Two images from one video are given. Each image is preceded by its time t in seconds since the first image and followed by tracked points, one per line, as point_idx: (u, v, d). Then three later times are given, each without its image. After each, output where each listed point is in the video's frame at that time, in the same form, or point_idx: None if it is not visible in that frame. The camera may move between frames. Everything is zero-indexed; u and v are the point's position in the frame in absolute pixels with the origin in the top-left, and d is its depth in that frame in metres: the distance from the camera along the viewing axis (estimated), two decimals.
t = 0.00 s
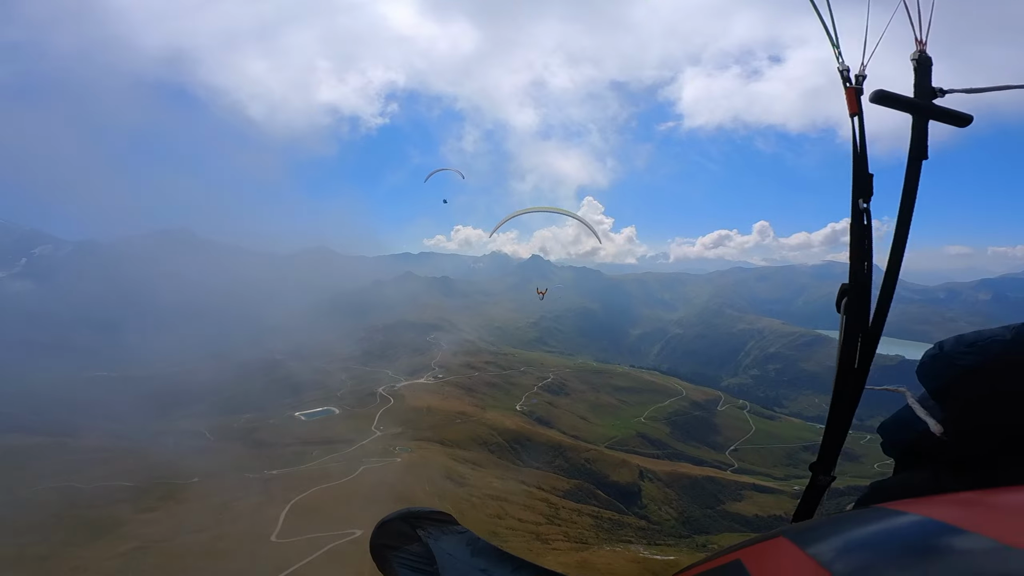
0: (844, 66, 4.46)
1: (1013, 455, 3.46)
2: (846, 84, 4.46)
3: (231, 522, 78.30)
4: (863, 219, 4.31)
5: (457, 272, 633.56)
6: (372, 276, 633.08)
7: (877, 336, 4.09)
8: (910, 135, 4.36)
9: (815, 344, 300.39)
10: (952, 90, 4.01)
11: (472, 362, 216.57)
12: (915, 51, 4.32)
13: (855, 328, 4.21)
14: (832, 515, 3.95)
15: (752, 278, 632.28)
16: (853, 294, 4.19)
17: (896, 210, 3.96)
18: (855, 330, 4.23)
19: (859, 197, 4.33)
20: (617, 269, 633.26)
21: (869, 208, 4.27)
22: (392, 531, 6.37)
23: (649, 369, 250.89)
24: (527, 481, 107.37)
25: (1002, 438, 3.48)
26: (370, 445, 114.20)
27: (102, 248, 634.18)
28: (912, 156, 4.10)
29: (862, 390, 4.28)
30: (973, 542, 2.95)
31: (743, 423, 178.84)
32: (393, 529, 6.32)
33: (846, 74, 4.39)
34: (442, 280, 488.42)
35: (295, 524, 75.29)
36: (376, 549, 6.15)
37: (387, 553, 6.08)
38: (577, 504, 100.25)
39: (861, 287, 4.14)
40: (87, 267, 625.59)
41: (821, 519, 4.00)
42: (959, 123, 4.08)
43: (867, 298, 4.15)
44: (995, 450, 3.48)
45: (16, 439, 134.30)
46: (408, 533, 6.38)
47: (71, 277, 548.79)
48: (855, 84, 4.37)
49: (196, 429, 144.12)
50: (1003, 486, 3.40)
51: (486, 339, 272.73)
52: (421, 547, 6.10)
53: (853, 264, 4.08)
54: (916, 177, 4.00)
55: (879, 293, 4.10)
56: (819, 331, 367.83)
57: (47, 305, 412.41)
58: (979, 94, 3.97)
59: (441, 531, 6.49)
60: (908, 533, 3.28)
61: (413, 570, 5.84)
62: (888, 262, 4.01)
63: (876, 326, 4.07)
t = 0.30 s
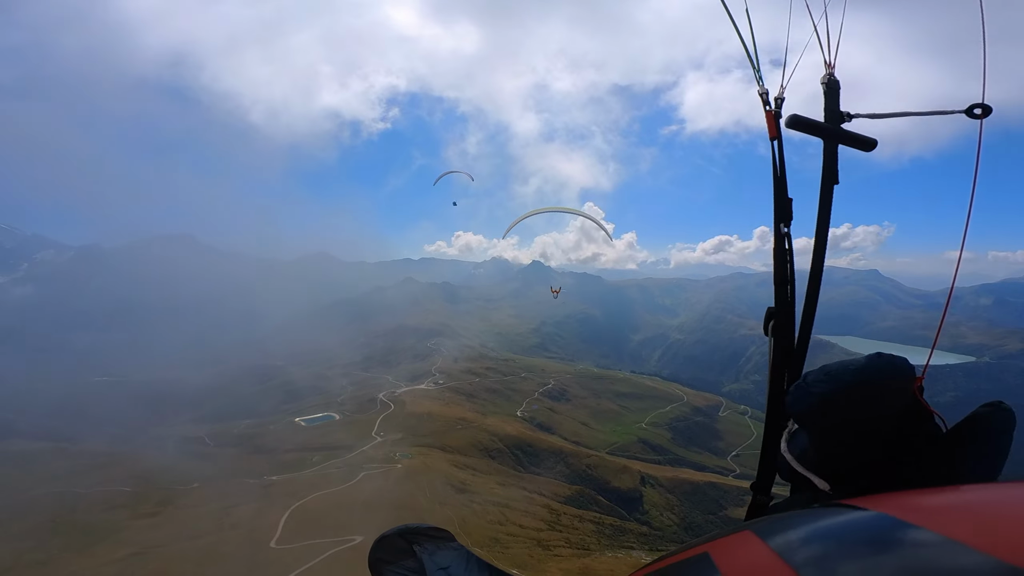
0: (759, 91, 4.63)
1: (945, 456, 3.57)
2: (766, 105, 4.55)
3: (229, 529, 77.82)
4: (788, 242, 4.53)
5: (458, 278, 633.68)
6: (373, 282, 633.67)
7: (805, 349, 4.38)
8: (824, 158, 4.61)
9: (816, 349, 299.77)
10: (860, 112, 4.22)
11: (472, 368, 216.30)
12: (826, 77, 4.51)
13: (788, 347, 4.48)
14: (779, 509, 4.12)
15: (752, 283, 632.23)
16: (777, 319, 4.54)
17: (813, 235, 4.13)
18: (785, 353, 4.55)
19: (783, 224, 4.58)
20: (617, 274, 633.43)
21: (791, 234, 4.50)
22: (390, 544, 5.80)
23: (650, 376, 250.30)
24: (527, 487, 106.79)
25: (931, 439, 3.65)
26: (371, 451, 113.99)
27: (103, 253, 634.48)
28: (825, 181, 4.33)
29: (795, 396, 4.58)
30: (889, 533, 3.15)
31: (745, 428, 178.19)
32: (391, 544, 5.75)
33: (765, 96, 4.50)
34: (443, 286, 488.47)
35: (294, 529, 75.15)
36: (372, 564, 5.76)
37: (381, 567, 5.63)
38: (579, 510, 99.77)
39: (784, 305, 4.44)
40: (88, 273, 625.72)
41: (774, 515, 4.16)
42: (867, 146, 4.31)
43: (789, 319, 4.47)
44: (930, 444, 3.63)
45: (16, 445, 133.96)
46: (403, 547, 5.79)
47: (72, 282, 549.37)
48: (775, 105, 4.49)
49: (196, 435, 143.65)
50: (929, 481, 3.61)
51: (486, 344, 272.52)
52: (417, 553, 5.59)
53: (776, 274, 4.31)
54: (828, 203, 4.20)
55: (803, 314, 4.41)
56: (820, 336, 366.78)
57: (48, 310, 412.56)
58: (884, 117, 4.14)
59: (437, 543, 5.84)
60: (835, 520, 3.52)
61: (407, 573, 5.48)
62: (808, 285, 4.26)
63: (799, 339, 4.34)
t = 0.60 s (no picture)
0: (715, 99, 4.78)
1: (890, 458, 3.94)
2: (720, 121, 4.80)
3: (225, 535, 77.10)
4: (744, 252, 4.84)
5: (456, 283, 634.13)
6: (372, 287, 632.78)
7: (763, 364, 4.71)
8: (780, 167, 4.83)
9: (814, 355, 299.91)
10: (810, 123, 4.40)
11: (470, 373, 215.76)
12: (776, 86, 4.73)
13: (745, 355, 4.90)
14: (751, 515, 4.37)
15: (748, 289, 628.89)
16: (735, 339, 4.94)
17: (770, 248, 4.32)
18: (740, 360, 4.98)
19: (740, 232, 4.88)
20: (615, 280, 633.64)
21: (746, 246, 4.80)
22: None
23: (648, 381, 250.27)
24: (527, 493, 106.34)
25: (881, 445, 3.95)
26: (368, 457, 113.48)
27: (99, 258, 632.68)
28: (778, 197, 4.57)
29: (759, 402, 4.90)
30: (850, 536, 3.32)
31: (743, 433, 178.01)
32: None
33: (718, 110, 4.71)
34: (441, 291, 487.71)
35: (291, 534, 74.74)
36: None
37: None
38: (578, 516, 99.17)
39: (745, 318, 4.75)
40: (84, 278, 623.51)
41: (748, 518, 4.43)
42: (818, 158, 4.54)
43: (753, 330, 4.68)
44: (881, 445, 3.98)
45: (10, 450, 132.93)
46: None
47: (69, 286, 548.10)
48: (730, 115, 4.66)
49: (192, 440, 142.83)
50: (883, 482, 3.93)
51: (485, 350, 272.09)
52: None
53: (737, 290, 4.49)
54: (783, 220, 4.38)
55: (764, 322, 4.65)
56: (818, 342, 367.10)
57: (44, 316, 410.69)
58: (836, 126, 4.27)
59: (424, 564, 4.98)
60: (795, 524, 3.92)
61: None
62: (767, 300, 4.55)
63: (762, 350, 4.59)
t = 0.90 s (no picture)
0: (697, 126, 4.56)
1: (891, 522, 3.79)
2: (702, 145, 4.60)
3: (216, 539, 76.02)
4: (735, 289, 4.60)
5: (450, 286, 632.94)
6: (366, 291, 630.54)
7: (748, 413, 4.46)
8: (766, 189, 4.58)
9: (807, 357, 301.18)
10: (801, 150, 4.07)
11: (465, 377, 214.99)
12: (765, 98, 4.42)
13: (734, 394, 4.55)
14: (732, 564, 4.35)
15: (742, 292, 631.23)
16: (720, 383, 4.56)
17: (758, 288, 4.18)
18: (724, 406, 4.63)
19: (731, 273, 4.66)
20: (609, 283, 633.95)
21: (731, 284, 4.56)
22: None
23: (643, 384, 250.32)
24: (522, 496, 105.61)
25: (883, 507, 3.82)
26: (361, 462, 112.28)
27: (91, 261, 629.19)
28: (770, 233, 4.31)
29: (752, 452, 4.54)
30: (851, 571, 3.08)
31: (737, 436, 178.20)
32: None
33: (700, 135, 4.44)
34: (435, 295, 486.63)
35: (283, 539, 73.77)
36: None
37: None
38: (573, 520, 98.53)
39: (732, 360, 4.47)
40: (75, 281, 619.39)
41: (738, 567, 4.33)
42: (816, 188, 4.20)
43: (743, 376, 4.42)
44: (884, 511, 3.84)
45: None
46: None
47: (60, 287, 543.52)
48: (715, 146, 4.48)
49: (182, 444, 141.06)
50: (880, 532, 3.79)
51: (479, 354, 271.19)
52: None
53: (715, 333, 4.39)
54: (778, 245, 4.19)
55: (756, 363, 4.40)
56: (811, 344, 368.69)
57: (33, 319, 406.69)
58: (831, 157, 4.01)
59: None
60: None
61: None
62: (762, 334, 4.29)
63: (757, 397, 4.25)
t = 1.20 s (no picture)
0: (655, 149, 5.77)
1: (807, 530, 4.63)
2: (658, 167, 5.64)
3: (202, 543, 74.76)
4: (686, 307, 5.50)
5: (439, 288, 630.82)
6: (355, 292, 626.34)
7: (697, 425, 5.27)
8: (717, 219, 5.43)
9: (795, 357, 303.63)
10: (742, 169, 5.05)
11: (455, 378, 213.77)
12: (713, 124, 5.37)
13: (682, 406, 5.40)
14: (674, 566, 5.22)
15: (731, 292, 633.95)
16: (671, 409, 5.43)
17: (702, 303, 5.09)
18: (674, 427, 5.49)
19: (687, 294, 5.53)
20: (599, 284, 633.70)
21: (683, 306, 5.45)
22: None
23: (633, 385, 250.89)
24: (513, 497, 105.17)
25: (789, 524, 4.66)
26: (351, 463, 111.34)
27: (73, 262, 618.24)
28: (714, 257, 5.17)
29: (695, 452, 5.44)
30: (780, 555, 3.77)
31: (726, 436, 179.27)
32: None
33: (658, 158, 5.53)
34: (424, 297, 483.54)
35: (273, 542, 72.84)
36: None
37: None
38: (564, 520, 98.45)
39: (684, 379, 5.34)
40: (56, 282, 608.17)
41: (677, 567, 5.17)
42: (757, 209, 5.10)
43: (692, 390, 5.31)
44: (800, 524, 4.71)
45: None
46: None
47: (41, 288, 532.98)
48: (667, 165, 5.57)
49: (167, 447, 138.75)
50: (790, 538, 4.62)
51: (469, 355, 269.80)
52: None
53: (670, 341, 5.27)
54: (720, 262, 5.10)
55: (703, 378, 5.24)
56: (799, 344, 371.74)
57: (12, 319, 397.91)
58: (774, 171, 4.90)
59: None
60: None
61: None
62: (703, 342, 5.24)
63: (699, 404, 5.13)
